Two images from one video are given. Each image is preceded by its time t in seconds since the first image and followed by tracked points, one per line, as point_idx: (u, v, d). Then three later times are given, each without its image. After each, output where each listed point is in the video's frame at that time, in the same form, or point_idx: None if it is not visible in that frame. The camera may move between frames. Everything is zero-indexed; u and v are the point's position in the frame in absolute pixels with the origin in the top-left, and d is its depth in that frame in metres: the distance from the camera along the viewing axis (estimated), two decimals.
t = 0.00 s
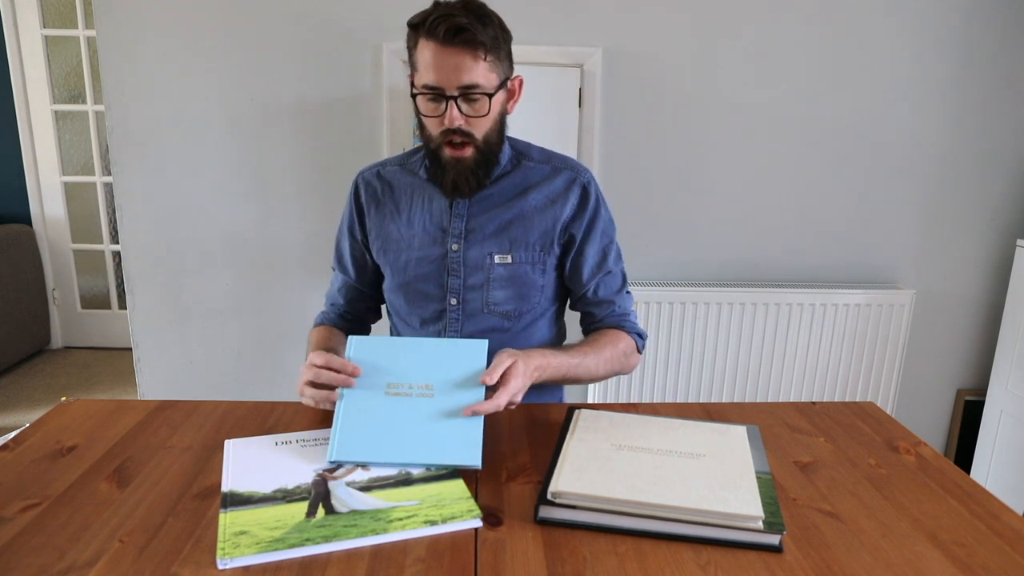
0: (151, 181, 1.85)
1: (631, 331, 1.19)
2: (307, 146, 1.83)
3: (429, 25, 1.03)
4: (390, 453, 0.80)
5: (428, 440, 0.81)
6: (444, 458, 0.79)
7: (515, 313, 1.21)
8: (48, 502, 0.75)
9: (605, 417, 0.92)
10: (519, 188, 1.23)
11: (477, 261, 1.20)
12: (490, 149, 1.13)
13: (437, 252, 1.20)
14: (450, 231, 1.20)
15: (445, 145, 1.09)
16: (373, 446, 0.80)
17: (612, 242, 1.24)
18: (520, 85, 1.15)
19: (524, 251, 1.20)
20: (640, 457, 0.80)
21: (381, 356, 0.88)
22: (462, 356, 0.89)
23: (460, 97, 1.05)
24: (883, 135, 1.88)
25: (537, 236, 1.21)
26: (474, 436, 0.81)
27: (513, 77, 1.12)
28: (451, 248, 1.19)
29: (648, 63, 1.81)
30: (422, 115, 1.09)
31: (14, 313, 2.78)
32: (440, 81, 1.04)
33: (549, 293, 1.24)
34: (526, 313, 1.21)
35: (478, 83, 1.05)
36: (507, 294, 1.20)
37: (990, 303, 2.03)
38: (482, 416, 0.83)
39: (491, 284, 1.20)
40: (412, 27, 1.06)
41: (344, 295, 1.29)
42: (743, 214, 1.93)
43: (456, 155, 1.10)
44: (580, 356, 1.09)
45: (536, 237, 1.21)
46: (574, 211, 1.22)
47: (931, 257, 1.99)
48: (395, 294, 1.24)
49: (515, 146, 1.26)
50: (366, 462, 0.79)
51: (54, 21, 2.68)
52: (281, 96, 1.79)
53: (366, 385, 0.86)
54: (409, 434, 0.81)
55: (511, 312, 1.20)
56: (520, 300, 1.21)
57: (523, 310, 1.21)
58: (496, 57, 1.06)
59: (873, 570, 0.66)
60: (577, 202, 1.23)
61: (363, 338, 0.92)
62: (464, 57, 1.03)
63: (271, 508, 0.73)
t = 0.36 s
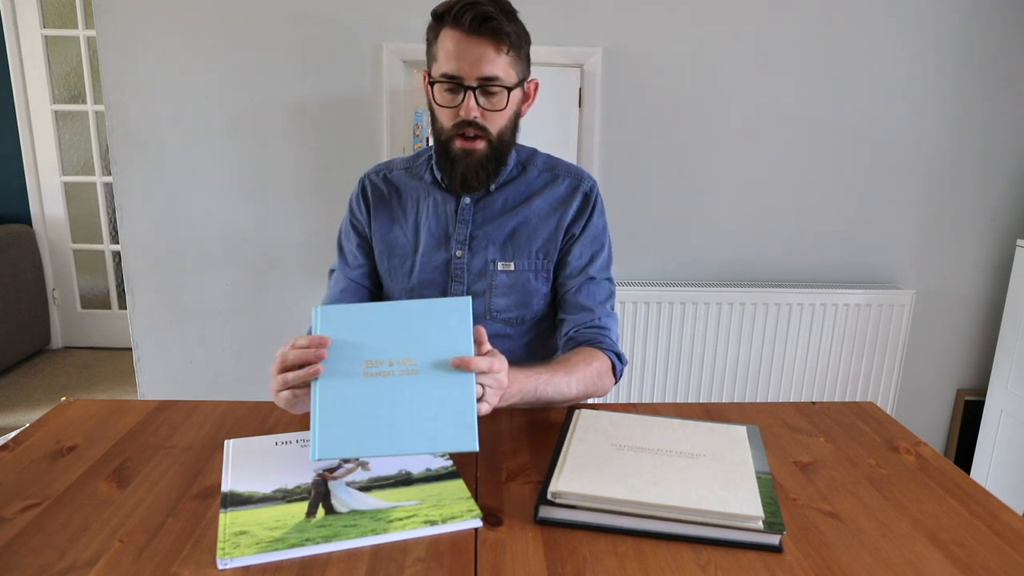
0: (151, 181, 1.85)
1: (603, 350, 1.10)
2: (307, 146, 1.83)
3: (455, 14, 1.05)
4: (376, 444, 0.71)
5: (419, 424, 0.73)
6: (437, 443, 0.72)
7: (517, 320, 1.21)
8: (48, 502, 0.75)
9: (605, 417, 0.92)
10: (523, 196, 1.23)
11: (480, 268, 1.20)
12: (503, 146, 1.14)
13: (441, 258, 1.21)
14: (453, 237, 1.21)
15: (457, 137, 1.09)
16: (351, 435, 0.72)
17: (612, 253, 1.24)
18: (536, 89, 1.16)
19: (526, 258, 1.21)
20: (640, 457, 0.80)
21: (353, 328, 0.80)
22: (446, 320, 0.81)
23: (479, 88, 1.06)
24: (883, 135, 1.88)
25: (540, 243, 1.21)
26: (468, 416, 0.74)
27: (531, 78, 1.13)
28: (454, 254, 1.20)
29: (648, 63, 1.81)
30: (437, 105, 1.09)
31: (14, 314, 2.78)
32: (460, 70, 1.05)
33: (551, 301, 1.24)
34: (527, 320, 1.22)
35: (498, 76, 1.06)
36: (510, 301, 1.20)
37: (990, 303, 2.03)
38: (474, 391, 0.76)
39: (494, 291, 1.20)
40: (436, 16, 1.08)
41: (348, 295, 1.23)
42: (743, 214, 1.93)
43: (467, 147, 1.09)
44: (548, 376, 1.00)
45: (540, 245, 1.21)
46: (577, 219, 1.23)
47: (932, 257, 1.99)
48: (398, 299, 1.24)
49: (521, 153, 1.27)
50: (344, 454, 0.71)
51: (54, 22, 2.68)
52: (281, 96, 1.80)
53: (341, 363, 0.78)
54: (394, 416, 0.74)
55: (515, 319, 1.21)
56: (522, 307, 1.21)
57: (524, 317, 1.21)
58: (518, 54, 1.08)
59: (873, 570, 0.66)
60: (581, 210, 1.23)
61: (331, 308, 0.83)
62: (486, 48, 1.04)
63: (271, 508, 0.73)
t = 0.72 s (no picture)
0: (152, 181, 1.85)
1: (625, 359, 1.15)
2: (307, 146, 1.83)
3: (453, 25, 1.03)
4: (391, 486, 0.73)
5: (433, 468, 0.75)
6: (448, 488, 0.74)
7: (520, 334, 1.22)
8: (48, 502, 0.75)
9: (605, 418, 0.92)
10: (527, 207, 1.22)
11: (483, 283, 1.20)
12: (503, 163, 1.13)
13: (444, 272, 1.20)
14: (456, 252, 1.20)
15: (455, 154, 1.08)
16: (367, 480, 0.73)
17: (620, 262, 1.24)
18: (540, 102, 1.15)
19: (530, 273, 1.21)
20: (640, 457, 0.80)
21: (368, 375, 0.82)
22: (459, 370, 0.84)
23: (477, 104, 1.05)
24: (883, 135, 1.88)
25: (544, 257, 1.21)
26: (482, 461, 0.77)
27: (534, 91, 1.12)
28: (458, 270, 1.19)
29: (648, 63, 1.81)
30: (434, 120, 1.08)
31: (14, 313, 2.78)
32: (458, 86, 1.03)
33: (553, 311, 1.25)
34: (530, 333, 1.22)
35: (498, 91, 1.04)
36: (513, 316, 1.20)
37: (990, 303, 2.03)
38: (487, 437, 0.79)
39: (497, 306, 1.20)
40: (434, 26, 1.07)
41: (349, 305, 1.26)
42: (743, 214, 1.93)
43: (466, 165, 1.09)
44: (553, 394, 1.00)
45: (543, 257, 1.21)
46: (581, 231, 1.22)
47: (932, 257, 1.99)
48: (399, 310, 1.25)
49: (523, 160, 1.26)
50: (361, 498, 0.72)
51: (54, 21, 2.68)
52: (281, 96, 1.80)
53: (355, 407, 0.79)
54: (408, 460, 0.76)
55: (519, 334, 1.21)
56: (525, 321, 1.21)
57: (528, 331, 1.22)
58: (520, 67, 1.06)
59: (873, 569, 0.66)
60: (585, 221, 1.22)
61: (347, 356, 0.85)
62: (486, 62, 1.02)
63: (271, 508, 0.73)
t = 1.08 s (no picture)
0: (152, 181, 1.85)
1: (628, 364, 1.15)
2: (307, 147, 1.83)
3: (457, 29, 1.03)
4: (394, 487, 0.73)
5: (436, 466, 0.76)
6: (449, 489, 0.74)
7: (527, 344, 1.21)
8: (48, 502, 0.75)
9: (605, 417, 0.92)
10: (532, 216, 1.22)
11: (490, 295, 1.20)
12: (514, 168, 1.13)
13: (450, 285, 1.20)
14: (462, 265, 1.20)
15: (468, 162, 1.08)
16: (369, 479, 0.73)
17: (627, 266, 1.24)
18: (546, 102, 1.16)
19: (537, 283, 1.21)
20: (640, 457, 0.80)
21: (370, 371, 0.82)
22: (462, 364, 0.83)
23: (488, 108, 1.05)
24: (883, 135, 1.88)
25: (550, 266, 1.21)
26: (484, 460, 0.77)
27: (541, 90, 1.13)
28: (464, 283, 1.19)
29: (648, 63, 1.81)
30: (443, 129, 1.08)
31: (14, 313, 2.78)
32: (467, 90, 1.04)
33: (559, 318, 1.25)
34: (537, 342, 1.22)
35: (509, 92, 1.05)
36: (519, 326, 1.20)
37: (990, 303, 2.03)
38: (490, 434, 0.79)
39: (503, 317, 1.20)
40: (435, 32, 1.07)
41: (347, 316, 1.26)
42: (743, 214, 1.93)
43: (479, 172, 1.09)
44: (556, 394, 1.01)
45: (550, 266, 1.21)
46: (588, 237, 1.23)
47: (932, 257, 1.99)
48: (404, 323, 1.24)
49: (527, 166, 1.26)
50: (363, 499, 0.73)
51: (54, 21, 2.68)
52: (281, 96, 1.79)
53: (357, 405, 0.79)
54: (410, 459, 0.76)
55: (526, 344, 1.21)
56: (532, 331, 1.21)
57: (534, 341, 1.22)
58: (526, 66, 1.07)
59: (873, 570, 0.66)
60: (591, 227, 1.23)
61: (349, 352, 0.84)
62: (495, 64, 1.03)
63: (271, 508, 0.73)
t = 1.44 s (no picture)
0: (152, 181, 1.85)
1: (628, 365, 1.15)
2: (307, 146, 1.83)
3: (478, 26, 1.05)
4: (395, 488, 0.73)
5: (437, 467, 0.76)
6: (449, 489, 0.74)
7: (530, 343, 1.21)
8: (48, 502, 0.75)
9: (604, 418, 0.92)
10: (537, 216, 1.22)
11: (494, 295, 1.20)
12: (529, 165, 1.14)
13: (455, 286, 1.20)
14: (467, 265, 1.20)
15: (487, 158, 1.09)
16: (370, 480, 0.74)
17: (630, 266, 1.24)
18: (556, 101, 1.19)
19: (541, 283, 1.20)
20: (639, 457, 0.80)
21: (368, 370, 0.82)
22: (462, 363, 0.83)
23: (508, 104, 1.06)
24: (883, 134, 1.88)
25: (554, 266, 1.21)
26: (484, 460, 0.77)
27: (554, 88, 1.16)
28: (469, 284, 1.19)
29: (648, 63, 1.81)
30: (463, 125, 1.09)
31: (14, 314, 2.78)
32: (489, 86, 1.05)
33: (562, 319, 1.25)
34: (541, 342, 1.22)
35: (528, 89, 1.06)
36: (523, 326, 1.20)
37: (990, 303, 2.03)
38: (490, 434, 0.79)
39: (507, 317, 1.20)
40: (453, 29, 1.07)
41: (351, 318, 1.26)
42: (743, 214, 1.93)
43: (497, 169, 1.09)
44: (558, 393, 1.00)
45: (554, 266, 1.21)
46: (592, 237, 1.23)
47: (932, 257, 1.99)
48: (408, 324, 1.24)
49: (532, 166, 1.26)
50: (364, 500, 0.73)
51: (54, 22, 2.68)
52: (281, 96, 1.79)
53: (356, 406, 0.79)
54: (410, 459, 0.76)
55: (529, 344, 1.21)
56: (536, 331, 1.21)
57: (538, 341, 1.22)
58: (542, 63, 1.10)
59: (873, 570, 0.66)
60: (596, 228, 1.23)
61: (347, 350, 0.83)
62: (515, 59, 1.05)
63: (271, 508, 0.73)
